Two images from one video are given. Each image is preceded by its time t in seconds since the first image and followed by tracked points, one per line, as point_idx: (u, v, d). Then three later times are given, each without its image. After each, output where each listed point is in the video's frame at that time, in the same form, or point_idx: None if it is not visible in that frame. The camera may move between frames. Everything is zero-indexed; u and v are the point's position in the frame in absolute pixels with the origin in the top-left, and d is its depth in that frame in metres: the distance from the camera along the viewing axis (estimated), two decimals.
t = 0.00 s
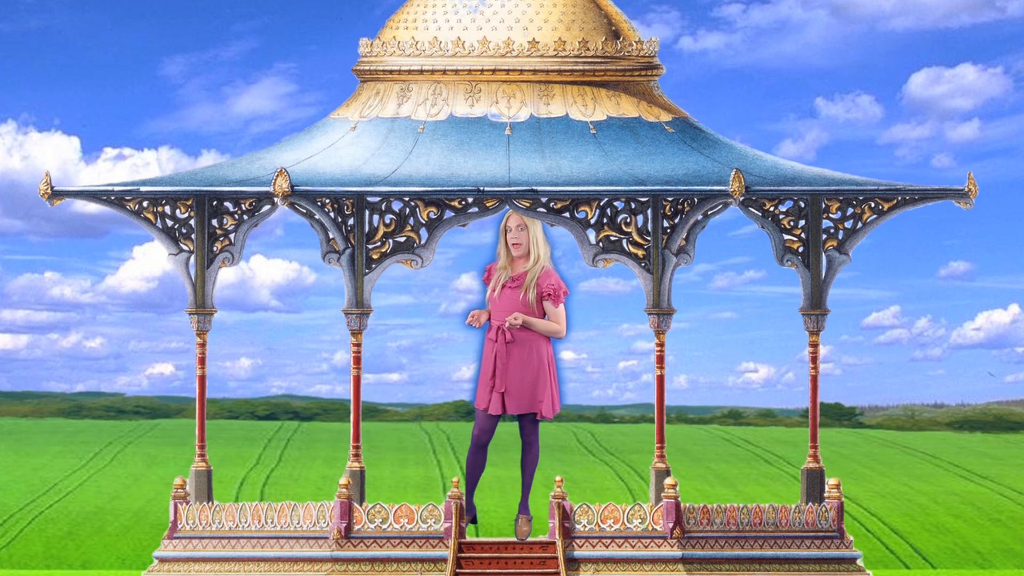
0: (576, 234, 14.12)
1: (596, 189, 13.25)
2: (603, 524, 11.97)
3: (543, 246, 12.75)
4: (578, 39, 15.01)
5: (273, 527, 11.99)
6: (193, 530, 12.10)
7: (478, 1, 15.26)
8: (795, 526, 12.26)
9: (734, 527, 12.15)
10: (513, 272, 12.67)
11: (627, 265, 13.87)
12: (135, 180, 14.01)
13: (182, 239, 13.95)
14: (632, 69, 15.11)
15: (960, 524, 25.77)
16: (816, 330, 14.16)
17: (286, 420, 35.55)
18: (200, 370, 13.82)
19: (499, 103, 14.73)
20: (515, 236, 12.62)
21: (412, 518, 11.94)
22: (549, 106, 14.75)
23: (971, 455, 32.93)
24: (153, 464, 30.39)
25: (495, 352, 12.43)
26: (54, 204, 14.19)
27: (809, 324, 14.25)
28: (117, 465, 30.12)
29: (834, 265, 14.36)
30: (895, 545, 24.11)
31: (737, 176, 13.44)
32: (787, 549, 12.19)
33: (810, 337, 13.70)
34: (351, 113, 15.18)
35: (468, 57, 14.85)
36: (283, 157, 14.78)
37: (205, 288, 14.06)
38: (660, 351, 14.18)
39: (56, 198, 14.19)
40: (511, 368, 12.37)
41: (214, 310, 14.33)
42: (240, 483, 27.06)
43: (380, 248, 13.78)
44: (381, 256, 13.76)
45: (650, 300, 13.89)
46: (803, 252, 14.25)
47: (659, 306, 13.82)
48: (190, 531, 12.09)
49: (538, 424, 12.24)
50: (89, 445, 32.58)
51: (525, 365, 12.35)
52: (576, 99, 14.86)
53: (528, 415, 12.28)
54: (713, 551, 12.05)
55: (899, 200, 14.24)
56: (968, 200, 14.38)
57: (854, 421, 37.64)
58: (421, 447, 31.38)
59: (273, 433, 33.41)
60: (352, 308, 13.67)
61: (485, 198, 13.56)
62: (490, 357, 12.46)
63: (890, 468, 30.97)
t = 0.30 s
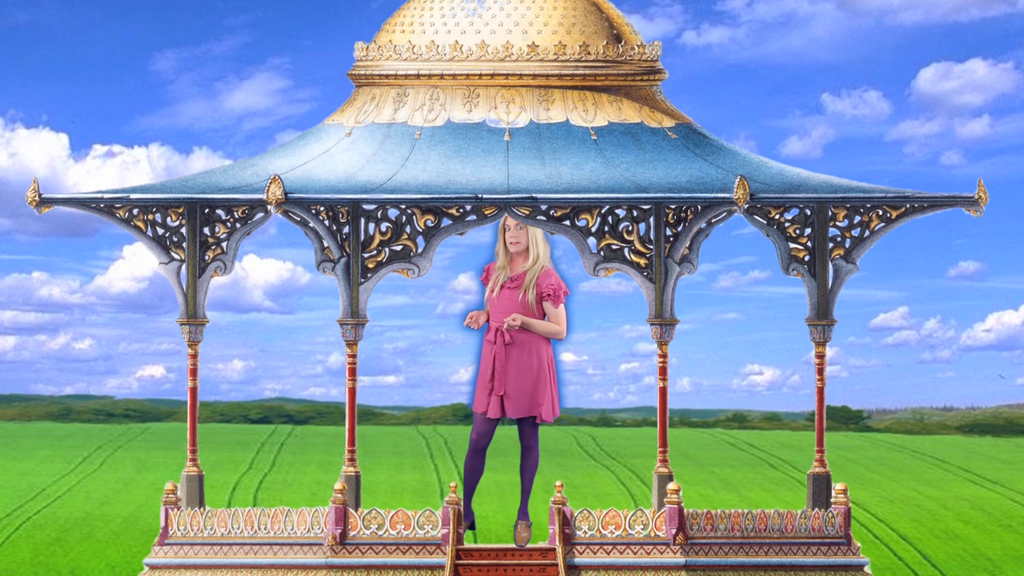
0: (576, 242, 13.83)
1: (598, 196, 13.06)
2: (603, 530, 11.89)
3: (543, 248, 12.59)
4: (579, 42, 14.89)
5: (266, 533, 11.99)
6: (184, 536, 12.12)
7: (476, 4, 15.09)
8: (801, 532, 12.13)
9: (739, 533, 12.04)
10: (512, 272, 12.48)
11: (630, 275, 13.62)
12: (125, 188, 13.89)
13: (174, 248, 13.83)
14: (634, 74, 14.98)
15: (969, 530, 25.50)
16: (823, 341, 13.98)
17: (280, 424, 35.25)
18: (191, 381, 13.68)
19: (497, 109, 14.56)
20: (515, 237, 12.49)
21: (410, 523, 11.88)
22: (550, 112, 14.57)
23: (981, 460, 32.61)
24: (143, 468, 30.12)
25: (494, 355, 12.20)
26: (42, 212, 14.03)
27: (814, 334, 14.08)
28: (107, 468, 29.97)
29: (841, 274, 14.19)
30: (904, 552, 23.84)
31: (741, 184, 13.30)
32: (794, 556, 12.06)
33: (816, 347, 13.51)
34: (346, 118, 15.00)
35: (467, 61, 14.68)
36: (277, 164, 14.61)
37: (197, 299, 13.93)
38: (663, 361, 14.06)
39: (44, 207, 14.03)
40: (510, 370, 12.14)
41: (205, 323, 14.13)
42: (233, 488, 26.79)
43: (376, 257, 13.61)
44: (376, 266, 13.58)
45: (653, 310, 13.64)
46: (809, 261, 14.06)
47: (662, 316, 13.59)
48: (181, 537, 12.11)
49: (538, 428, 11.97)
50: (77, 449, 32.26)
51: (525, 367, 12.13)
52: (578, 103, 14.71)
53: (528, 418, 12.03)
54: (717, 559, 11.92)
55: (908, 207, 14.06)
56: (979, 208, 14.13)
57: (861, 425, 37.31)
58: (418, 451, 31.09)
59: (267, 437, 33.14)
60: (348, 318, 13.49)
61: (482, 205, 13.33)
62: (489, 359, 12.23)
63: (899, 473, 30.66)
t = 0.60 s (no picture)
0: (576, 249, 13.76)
1: (599, 204, 12.91)
2: (604, 536, 12.04)
3: (541, 249, 12.43)
4: (579, 47, 14.67)
5: (259, 539, 12.10)
6: (175, 542, 12.20)
7: (474, 7, 14.93)
8: (806, 538, 12.32)
9: (743, 540, 12.21)
10: (510, 273, 12.30)
11: (631, 284, 13.65)
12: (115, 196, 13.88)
13: (165, 257, 13.91)
14: (636, 78, 14.78)
15: (980, 535, 25.30)
16: (829, 352, 14.05)
17: (273, 427, 34.99)
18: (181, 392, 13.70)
19: (496, 115, 14.41)
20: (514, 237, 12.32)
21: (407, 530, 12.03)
22: (549, 118, 14.44)
23: (991, 465, 32.41)
24: (133, 473, 29.86)
25: (494, 357, 11.99)
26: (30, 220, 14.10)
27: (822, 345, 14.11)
28: (96, 473, 29.70)
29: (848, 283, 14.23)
30: (912, 558, 23.65)
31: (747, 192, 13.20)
32: (799, 561, 12.26)
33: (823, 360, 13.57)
34: (341, 124, 14.88)
35: (465, 66, 14.48)
36: (270, 170, 14.49)
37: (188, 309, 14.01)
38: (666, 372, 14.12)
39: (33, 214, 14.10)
40: (510, 373, 11.94)
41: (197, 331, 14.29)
42: (225, 492, 26.54)
43: (372, 266, 13.73)
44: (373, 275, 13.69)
45: (655, 321, 13.70)
46: (815, 270, 14.11)
47: (664, 326, 13.62)
48: (173, 543, 12.19)
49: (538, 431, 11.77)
50: (66, 453, 31.96)
51: (525, 370, 11.93)
52: (578, 108, 14.56)
53: (528, 422, 11.82)
54: (720, 564, 12.12)
55: (916, 215, 14.01)
56: (989, 217, 14.27)
57: (868, 428, 37.07)
58: (415, 456, 30.85)
59: (260, 441, 32.92)
60: (343, 328, 13.58)
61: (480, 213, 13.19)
62: (488, 363, 12.02)
63: (907, 477, 30.45)
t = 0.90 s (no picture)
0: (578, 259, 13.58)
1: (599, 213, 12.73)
2: (605, 543, 12.07)
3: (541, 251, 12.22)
4: (580, 51, 14.49)
5: (252, 546, 12.31)
6: (167, 549, 12.43)
7: (472, 11, 14.74)
8: (812, 544, 12.44)
9: (748, 546, 12.34)
10: (506, 274, 12.09)
11: (635, 294, 13.51)
12: (105, 203, 13.89)
13: (155, 267, 14.02)
14: (638, 84, 14.60)
15: (990, 542, 25.04)
16: (835, 363, 14.02)
17: (265, 431, 34.71)
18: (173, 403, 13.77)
19: (494, 121, 14.21)
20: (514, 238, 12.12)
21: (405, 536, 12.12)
22: (549, 124, 14.24)
23: (1001, 469, 32.18)
24: (123, 477, 29.58)
25: (493, 361, 11.79)
26: (18, 229, 14.05)
27: (827, 356, 14.09)
28: (86, 477, 29.44)
29: (855, 293, 14.21)
30: (920, 564, 23.41)
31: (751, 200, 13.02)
32: (805, 568, 12.36)
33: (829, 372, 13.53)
34: (337, 130, 14.70)
35: (463, 71, 14.28)
36: (264, 178, 14.32)
37: (180, 319, 14.05)
38: (668, 384, 14.01)
39: (21, 223, 14.06)
40: (509, 377, 11.74)
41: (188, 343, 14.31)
42: (218, 498, 26.31)
43: (368, 276, 13.58)
44: (369, 285, 13.57)
45: (657, 331, 13.53)
46: (821, 280, 14.07)
47: (667, 338, 13.47)
48: (163, 548, 12.42)
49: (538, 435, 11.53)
50: (54, 458, 31.69)
51: (525, 373, 11.72)
52: (579, 114, 14.35)
53: (528, 426, 11.58)
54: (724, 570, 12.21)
55: (924, 225, 13.91)
56: (998, 225, 14.17)
57: (874, 431, 36.83)
58: (411, 460, 30.60)
59: (254, 445, 32.70)
60: (338, 339, 13.46)
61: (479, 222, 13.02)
62: (488, 367, 11.83)
63: (915, 482, 30.20)
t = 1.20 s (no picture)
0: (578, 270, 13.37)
1: (600, 221, 12.54)
2: (607, 549, 11.84)
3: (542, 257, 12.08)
4: (581, 56, 14.30)
5: (247, 551, 12.15)
6: (158, 555, 12.30)
7: (470, 14, 14.53)
8: (816, 550, 12.32)
9: (751, 552, 12.16)
10: (506, 274, 11.94)
11: (637, 305, 13.30)
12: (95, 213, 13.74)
13: (145, 277, 13.87)
14: (639, 89, 14.40)
15: (1001, 548, 24.82)
16: (842, 376, 13.83)
17: (259, 434, 34.46)
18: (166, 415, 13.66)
19: (493, 127, 14.01)
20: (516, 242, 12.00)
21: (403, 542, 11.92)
22: (549, 131, 14.04)
23: (1010, 473, 31.99)
24: (114, 482, 29.35)
25: (493, 363, 11.58)
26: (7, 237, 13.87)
27: (833, 369, 13.90)
28: (76, 482, 29.21)
29: (862, 304, 14.00)
30: (928, 570, 23.19)
31: (754, 209, 12.85)
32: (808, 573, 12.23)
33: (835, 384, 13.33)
34: (332, 137, 14.49)
35: (462, 76, 14.10)
36: (258, 187, 14.11)
37: (172, 330, 13.92)
38: (670, 398, 13.82)
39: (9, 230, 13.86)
40: (510, 379, 11.53)
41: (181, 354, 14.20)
42: (212, 503, 26.10)
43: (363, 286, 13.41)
44: (365, 295, 13.41)
45: (660, 343, 13.40)
46: (827, 290, 13.87)
47: (670, 349, 13.36)
48: (156, 554, 12.29)
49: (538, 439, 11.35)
50: (44, 462, 31.43)
51: (524, 376, 11.51)
52: (580, 120, 14.16)
53: (528, 430, 11.40)
54: None
55: (931, 234, 13.77)
56: (1008, 234, 13.95)
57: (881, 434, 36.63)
58: (408, 464, 30.38)
59: (246, 448, 32.46)
60: (335, 350, 13.29)
61: (476, 231, 12.81)
62: (487, 369, 11.62)
63: (923, 486, 29.99)
